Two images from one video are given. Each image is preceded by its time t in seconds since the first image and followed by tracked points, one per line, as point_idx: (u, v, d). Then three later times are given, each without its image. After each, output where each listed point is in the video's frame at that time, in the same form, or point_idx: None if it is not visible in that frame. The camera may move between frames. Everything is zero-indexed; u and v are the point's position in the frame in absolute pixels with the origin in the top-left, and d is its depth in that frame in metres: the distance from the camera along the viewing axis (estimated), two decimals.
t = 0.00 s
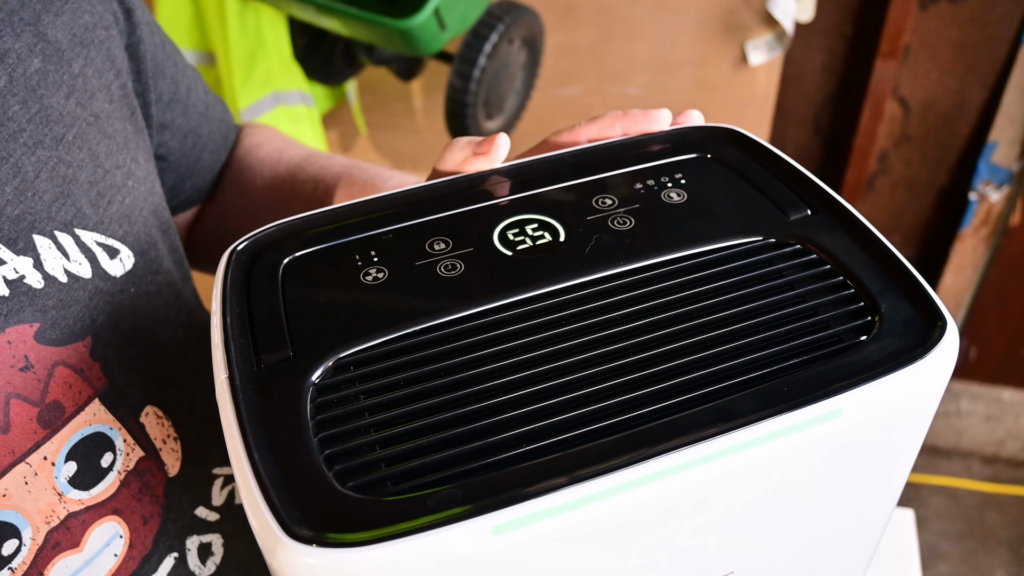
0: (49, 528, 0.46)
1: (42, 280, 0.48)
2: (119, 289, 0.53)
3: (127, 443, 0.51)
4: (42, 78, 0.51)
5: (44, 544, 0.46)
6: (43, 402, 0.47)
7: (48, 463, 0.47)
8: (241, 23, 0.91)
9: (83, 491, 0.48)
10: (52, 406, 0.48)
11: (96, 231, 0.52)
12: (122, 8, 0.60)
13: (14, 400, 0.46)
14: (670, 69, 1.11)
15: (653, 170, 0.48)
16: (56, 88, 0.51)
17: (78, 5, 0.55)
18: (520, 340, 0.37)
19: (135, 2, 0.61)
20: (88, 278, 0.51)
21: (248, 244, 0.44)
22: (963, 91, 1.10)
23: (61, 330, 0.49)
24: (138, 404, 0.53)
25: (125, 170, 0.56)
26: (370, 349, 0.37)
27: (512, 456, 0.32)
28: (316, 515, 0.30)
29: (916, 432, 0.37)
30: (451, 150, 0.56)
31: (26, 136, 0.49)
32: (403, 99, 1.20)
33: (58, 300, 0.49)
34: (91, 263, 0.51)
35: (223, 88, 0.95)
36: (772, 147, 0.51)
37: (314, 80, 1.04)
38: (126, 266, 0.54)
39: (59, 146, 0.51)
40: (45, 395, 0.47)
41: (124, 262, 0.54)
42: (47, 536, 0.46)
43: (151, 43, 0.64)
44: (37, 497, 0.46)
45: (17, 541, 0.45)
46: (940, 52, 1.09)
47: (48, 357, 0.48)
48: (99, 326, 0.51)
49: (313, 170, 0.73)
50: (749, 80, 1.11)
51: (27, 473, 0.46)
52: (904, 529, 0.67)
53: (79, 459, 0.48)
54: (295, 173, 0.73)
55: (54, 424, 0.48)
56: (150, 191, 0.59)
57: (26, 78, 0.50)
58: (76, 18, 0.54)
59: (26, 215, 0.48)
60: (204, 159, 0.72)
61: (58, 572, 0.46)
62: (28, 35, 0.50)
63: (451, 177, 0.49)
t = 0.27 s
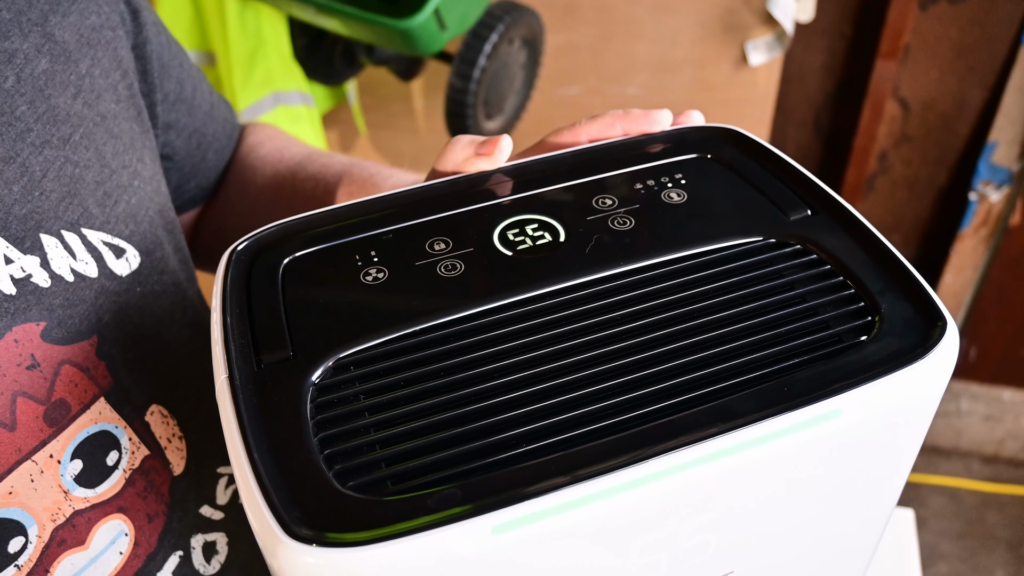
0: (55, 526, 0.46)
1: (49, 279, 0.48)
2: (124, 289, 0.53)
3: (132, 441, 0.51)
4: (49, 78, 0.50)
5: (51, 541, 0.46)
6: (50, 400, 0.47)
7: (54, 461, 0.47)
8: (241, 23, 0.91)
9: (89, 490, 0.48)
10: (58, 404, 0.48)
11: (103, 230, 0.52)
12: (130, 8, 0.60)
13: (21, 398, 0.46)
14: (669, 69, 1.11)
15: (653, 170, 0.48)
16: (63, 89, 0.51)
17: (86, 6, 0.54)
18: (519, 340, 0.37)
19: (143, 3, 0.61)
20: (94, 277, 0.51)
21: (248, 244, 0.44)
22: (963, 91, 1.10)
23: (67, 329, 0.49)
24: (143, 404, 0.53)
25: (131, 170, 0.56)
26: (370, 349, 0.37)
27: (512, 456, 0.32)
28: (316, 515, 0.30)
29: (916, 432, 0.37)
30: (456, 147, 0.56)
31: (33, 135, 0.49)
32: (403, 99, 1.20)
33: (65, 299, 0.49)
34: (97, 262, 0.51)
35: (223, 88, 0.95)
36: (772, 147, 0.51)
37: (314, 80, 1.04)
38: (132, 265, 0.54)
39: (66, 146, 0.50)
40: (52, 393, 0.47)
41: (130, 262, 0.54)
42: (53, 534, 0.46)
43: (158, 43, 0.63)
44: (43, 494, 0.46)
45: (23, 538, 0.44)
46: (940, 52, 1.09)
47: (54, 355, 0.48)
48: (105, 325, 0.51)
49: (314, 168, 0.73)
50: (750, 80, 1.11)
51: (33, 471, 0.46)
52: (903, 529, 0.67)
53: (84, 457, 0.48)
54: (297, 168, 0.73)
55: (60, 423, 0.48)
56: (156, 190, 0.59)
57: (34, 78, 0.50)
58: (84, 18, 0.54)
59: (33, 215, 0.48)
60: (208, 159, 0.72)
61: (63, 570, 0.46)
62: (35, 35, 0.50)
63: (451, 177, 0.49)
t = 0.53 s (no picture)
0: (56, 524, 0.46)
1: (50, 278, 0.48)
2: (125, 288, 0.53)
3: (133, 439, 0.51)
4: (50, 77, 0.51)
5: (52, 539, 0.46)
6: (51, 398, 0.47)
7: (56, 459, 0.47)
8: (241, 23, 0.91)
9: (90, 487, 0.48)
10: (60, 402, 0.48)
11: (103, 229, 0.52)
12: (129, 8, 0.60)
13: (22, 397, 0.46)
14: (670, 69, 1.12)
15: (652, 170, 0.49)
16: (64, 88, 0.51)
17: (87, 5, 0.54)
18: (520, 340, 0.37)
19: (142, 3, 0.61)
20: (95, 276, 0.51)
21: (248, 243, 0.44)
22: (963, 91, 1.11)
23: (69, 328, 0.49)
24: (143, 401, 0.53)
25: (131, 169, 0.56)
26: (370, 349, 0.37)
27: (512, 456, 0.32)
28: (316, 515, 0.30)
29: (916, 431, 0.37)
30: (457, 145, 0.56)
31: (34, 135, 0.49)
32: (404, 99, 1.20)
33: (66, 298, 0.49)
34: (98, 262, 0.51)
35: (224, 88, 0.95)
36: (772, 147, 0.51)
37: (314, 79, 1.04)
38: (132, 264, 0.54)
39: (67, 145, 0.51)
40: (53, 392, 0.48)
41: (130, 261, 0.54)
42: (54, 532, 0.46)
43: (157, 43, 0.63)
44: (44, 492, 0.46)
45: (24, 536, 0.45)
46: (940, 52, 1.09)
47: (56, 354, 0.48)
48: (106, 323, 0.51)
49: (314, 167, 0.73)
50: (749, 80, 1.11)
51: (34, 469, 0.46)
52: (904, 530, 0.67)
53: (85, 456, 0.48)
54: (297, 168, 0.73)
55: (62, 421, 0.48)
56: (156, 190, 0.59)
57: (35, 77, 0.50)
58: (85, 18, 0.54)
59: (34, 214, 0.48)
60: (208, 158, 0.72)
61: (64, 568, 0.46)
62: (36, 35, 0.50)
63: (450, 177, 0.49)
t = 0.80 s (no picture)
0: (52, 524, 0.46)
1: (47, 278, 0.48)
2: (121, 288, 0.53)
3: (129, 440, 0.51)
4: (47, 77, 0.51)
5: (47, 539, 0.45)
6: (46, 398, 0.47)
7: (51, 459, 0.47)
8: (241, 23, 0.91)
9: (86, 488, 0.48)
10: (55, 403, 0.48)
11: (100, 229, 0.52)
12: (126, 9, 0.60)
13: (18, 396, 0.46)
14: (670, 69, 1.12)
15: (653, 170, 0.49)
16: (62, 88, 0.51)
17: (84, 6, 0.54)
18: (520, 340, 0.37)
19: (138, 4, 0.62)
20: (92, 276, 0.51)
21: (248, 244, 0.44)
22: (963, 91, 1.10)
23: (65, 328, 0.49)
24: (139, 401, 0.53)
25: (128, 169, 0.56)
26: (370, 349, 0.37)
27: (512, 457, 0.32)
28: (316, 515, 0.30)
29: (916, 432, 0.37)
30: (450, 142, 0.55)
31: (32, 134, 0.49)
32: (403, 99, 1.20)
33: (62, 298, 0.48)
34: (95, 262, 0.51)
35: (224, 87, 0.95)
36: (772, 147, 0.51)
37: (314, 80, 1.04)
38: (129, 265, 0.54)
39: (64, 145, 0.51)
40: (49, 392, 0.47)
41: (127, 261, 0.54)
42: (50, 532, 0.46)
43: (154, 43, 0.63)
44: (40, 492, 0.45)
45: (20, 536, 0.44)
46: (940, 53, 1.09)
47: (51, 354, 0.48)
48: (102, 323, 0.51)
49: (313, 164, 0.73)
50: (749, 80, 1.11)
51: (30, 469, 0.45)
52: (904, 530, 0.67)
53: (82, 455, 0.48)
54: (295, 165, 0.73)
55: (58, 421, 0.47)
56: (153, 189, 0.59)
57: (33, 77, 0.50)
58: (82, 18, 0.54)
59: (31, 214, 0.48)
60: (206, 159, 0.72)
61: (60, 568, 0.46)
62: (34, 34, 0.50)
63: (451, 177, 0.49)
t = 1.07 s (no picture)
0: (48, 521, 0.46)
1: (43, 276, 0.48)
2: (118, 286, 0.53)
3: (126, 437, 0.51)
4: (44, 77, 0.51)
5: (43, 536, 0.46)
6: (43, 395, 0.47)
7: (48, 456, 0.47)
8: (241, 23, 0.91)
9: (82, 485, 0.48)
10: (52, 399, 0.48)
11: (97, 228, 0.52)
12: (123, 10, 0.60)
13: (15, 393, 0.46)
14: (671, 69, 1.12)
15: (653, 170, 0.49)
16: (58, 87, 0.51)
17: (81, 5, 0.54)
18: (520, 340, 0.37)
19: (135, 5, 0.62)
20: (88, 275, 0.51)
21: (248, 244, 0.44)
22: (963, 91, 1.10)
23: (61, 325, 0.49)
24: (136, 399, 0.53)
25: (125, 168, 0.56)
26: (370, 349, 0.37)
27: (512, 457, 0.32)
28: (316, 515, 0.30)
29: (916, 432, 0.37)
30: (439, 146, 0.55)
31: (28, 134, 0.49)
32: (403, 99, 1.20)
33: (58, 296, 0.49)
34: (92, 260, 0.51)
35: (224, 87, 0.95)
36: (772, 147, 0.51)
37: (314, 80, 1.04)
38: (126, 263, 0.54)
39: (61, 145, 0.50)
40: (45, 389, 0.47)
41: (124, 259, 0.54)
42: (46, 529, 0.46)
43: (151, 44, 0.63)
44: (36, 489, 0.46)
45: (15, 533, 0.44)
46: (940, 53, 1.09)
47: (48, 351, 0.48)
48: (99, 322, 0.51)
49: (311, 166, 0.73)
50: (749, 80, 1.11)
51: (26, 466, 0.46)
52: (904, 530, 0.67)
53: (78, 453, 0.48)
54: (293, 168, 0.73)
55: (54, 418, 0.48)
56: (150, 189, 0.58)
57: (29, 77, 0.50)
58: (79, 18, 0.54)
59: (27, 212, 0.48)
60: (204, 160, 0.72)
61: (56, 565, 0.46)
62: (31, 34, 0.50)
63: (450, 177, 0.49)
